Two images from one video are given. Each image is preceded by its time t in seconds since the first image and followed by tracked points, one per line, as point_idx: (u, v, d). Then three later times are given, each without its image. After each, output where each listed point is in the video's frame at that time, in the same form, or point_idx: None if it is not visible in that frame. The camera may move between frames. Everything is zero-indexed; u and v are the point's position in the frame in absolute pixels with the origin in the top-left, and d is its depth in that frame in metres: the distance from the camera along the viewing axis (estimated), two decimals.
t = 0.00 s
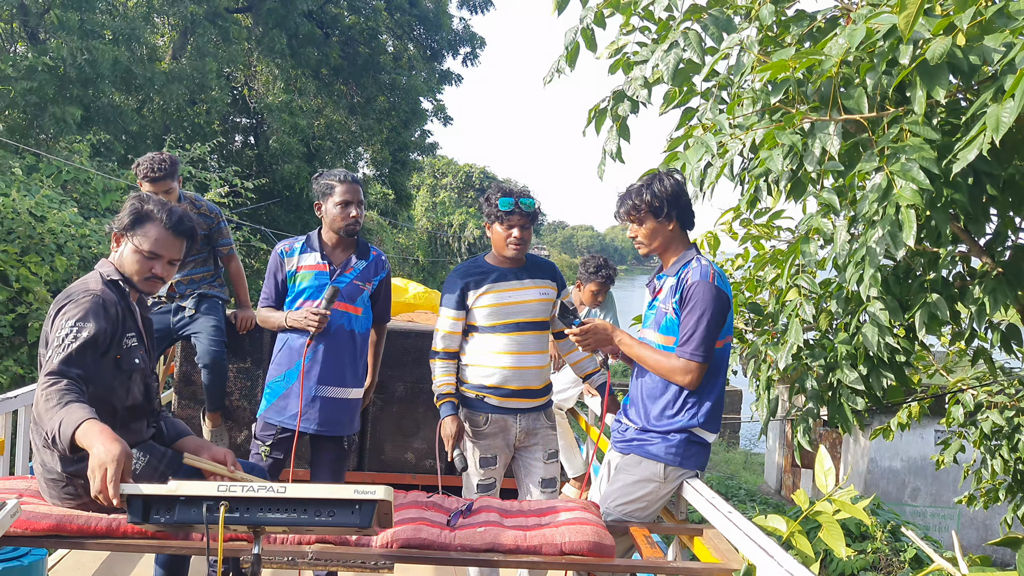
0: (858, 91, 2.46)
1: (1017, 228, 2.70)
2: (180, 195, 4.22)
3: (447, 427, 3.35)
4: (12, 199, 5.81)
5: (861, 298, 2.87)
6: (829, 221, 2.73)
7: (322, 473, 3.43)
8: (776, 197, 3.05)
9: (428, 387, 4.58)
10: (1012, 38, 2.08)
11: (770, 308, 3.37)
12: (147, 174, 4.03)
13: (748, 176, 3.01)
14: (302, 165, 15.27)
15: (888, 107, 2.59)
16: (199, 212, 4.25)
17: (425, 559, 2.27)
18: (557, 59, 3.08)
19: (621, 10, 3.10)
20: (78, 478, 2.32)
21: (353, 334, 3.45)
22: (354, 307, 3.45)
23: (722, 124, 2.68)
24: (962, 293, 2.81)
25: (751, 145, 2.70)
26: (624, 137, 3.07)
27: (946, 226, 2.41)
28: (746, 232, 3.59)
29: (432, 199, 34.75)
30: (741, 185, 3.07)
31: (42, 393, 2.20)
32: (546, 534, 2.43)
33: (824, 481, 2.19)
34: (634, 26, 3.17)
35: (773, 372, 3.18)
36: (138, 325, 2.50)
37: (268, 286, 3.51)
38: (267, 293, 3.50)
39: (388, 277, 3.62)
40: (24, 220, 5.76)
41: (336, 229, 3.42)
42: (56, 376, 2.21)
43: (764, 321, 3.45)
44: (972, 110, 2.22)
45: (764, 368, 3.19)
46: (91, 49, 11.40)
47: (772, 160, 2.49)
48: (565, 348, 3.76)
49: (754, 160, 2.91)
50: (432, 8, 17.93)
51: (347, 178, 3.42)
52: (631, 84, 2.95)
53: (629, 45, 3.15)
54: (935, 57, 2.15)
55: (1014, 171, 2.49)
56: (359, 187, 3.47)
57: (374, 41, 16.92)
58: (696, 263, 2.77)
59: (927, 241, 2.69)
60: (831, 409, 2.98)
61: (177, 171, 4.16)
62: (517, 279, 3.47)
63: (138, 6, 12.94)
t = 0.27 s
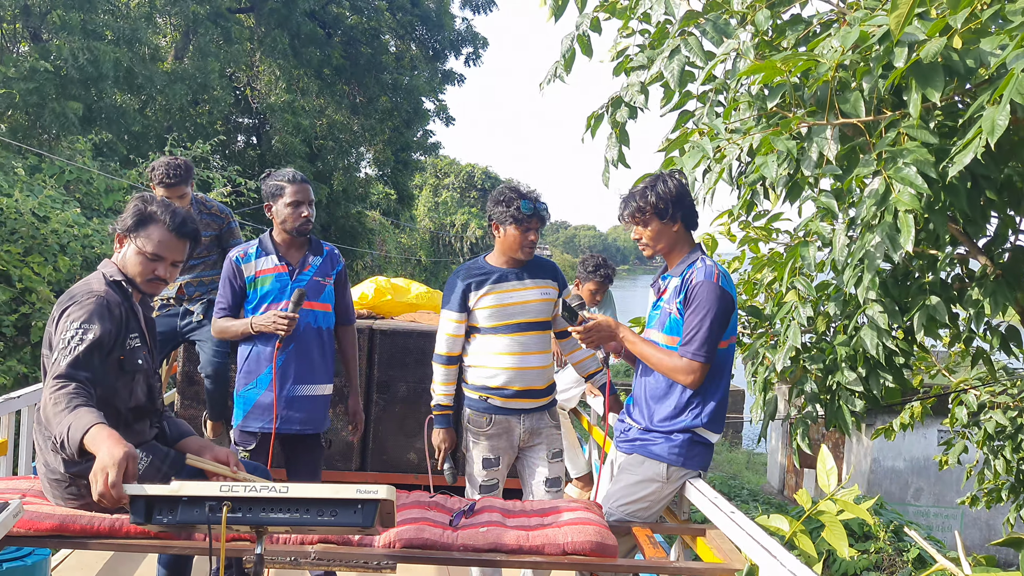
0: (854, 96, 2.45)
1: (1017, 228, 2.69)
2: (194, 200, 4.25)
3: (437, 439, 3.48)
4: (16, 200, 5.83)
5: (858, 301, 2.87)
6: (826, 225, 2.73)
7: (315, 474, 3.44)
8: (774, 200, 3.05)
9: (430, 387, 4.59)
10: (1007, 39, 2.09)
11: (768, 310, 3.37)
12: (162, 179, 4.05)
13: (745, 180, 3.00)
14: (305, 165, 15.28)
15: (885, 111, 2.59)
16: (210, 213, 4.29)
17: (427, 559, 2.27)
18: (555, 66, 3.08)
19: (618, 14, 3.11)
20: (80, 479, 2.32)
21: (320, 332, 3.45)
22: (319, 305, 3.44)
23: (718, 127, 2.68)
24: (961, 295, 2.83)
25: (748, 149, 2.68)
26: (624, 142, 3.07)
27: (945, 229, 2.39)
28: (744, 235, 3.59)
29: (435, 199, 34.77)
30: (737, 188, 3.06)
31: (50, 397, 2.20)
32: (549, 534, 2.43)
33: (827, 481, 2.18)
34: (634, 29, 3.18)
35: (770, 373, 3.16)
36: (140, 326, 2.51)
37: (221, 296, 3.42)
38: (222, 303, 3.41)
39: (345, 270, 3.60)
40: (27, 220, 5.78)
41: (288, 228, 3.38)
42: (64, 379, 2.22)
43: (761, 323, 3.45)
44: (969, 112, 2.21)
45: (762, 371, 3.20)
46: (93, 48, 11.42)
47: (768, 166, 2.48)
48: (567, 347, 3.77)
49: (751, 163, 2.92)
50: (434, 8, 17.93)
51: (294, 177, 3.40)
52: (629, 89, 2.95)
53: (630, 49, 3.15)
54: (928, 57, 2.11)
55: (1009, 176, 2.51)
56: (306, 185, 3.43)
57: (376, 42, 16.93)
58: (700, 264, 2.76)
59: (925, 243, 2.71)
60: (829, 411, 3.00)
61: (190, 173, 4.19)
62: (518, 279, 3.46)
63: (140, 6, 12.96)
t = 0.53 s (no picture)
0: (854, 99, 2.45)
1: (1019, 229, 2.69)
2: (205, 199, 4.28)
3: (445, 440, 3.46)
4: (20, 200, 5.84)
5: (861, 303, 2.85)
6: (828, 227, 2.73)
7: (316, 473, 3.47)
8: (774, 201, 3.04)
9: (433, 387, 4.59)
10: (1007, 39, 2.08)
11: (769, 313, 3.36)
12: (177, 178, 4.05)
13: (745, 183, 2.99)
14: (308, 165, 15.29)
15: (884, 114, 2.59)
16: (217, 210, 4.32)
17: (431, 559, 2.27)
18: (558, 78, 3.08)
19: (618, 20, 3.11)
20: (85, 478, 2.33)
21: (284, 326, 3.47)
22: (277, 301, 3.44)
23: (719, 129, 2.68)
24: (963, 296, 2.83)
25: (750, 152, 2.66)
26: (627, 149, 3.06)
27: (946, 231, 2.38)
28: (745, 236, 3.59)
29: (438, 199, 34.78)
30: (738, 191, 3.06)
31: (57, 397, 2.21)
32: (552, 534, 2.43)
33: (831, 481, 2.18)
34: (635, 31, 3.18)
35: (773, 376, 3.16)
36: (146, 325, 2.51)
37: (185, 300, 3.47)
38: (185, 307, 3.46)
39: (306, 262, 3.58)
40: (31, 221, 5.79)
41: (235, 224, 3.39)
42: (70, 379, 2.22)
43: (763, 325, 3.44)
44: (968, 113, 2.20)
45: (764, 373, 3.20)
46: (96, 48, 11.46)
47: (771, 165, 2.47)
48: (572, 347, 3.77)
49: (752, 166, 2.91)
50: (437, 7, 17.93)
51: (235, 172, 3.40)
52: (630, 95, 2.95)
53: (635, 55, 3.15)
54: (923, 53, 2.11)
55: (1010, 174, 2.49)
56: (251, 180, 3.43)
57: (379, 42, 16.94)
58: (708, 265, 2.76)
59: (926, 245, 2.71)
60: (833, 414, 2.99)
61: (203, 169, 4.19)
62: (524, 280, 3.45)
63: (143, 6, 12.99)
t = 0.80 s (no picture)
0: (858, 98, 2.44)
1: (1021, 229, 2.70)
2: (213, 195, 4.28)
3: (462, 439, 3.37)
4: (25, 201, 5.85)
5: (865, 302, 2.84)
6: (832, 226, 2.73)
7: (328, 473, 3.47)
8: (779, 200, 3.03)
9: (437, 387, 4.60)
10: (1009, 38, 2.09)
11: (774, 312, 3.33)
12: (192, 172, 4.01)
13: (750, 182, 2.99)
14: (310, 165, 15.30)
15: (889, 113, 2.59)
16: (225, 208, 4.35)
17: (436, 559, 2.27)
18: (561, 75, 3.09)
19: (622, 20, 3.11)
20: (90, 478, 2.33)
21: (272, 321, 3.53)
22: (255, 297, 3.50)
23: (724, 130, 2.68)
24: (968, 295, 2.81)
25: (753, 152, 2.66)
26: (631, 147, 3.06)
27: (951, 230, 2.38)
28: (751, 235, 3.58)
29: (441, 199, 34.78)
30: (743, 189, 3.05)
31: (55, 400, 2.22)
32: (557, 534, 2.43)
33: (836, 481, 2.18)
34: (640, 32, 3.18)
35: (777, 374, 3.15)
36: (150, 325, 2.51)
37: (178, 301, 3.63)
38: (178, 307, 3.62)
39: (287, 255, 3.61)
40: (36, 222, 5.80)
41: (209, 222, 3.47)
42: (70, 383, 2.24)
43: (767, 325, 3.43)
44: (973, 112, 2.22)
45: (769, 371, 3.20)
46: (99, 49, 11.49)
47: (774, 166, 2.47)
48: (585, 348, 3.77)
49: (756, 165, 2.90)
50: (440, 8, 17.94)
51: (206, 168, 3.44)
52: (634, 94, 2.95)
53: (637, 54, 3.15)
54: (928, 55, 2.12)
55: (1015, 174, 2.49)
56: (223, 178, 3.47)
57: (382, 42, 16.95)
58: (711, 264, 2.76)
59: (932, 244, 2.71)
60: (838, 412, 2.98)
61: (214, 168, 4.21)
62: (545, 280, 3.46)
63: (147, 7, 13.03)
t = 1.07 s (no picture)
0: (862, 95, 2.44)
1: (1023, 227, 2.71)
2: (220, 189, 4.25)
3: (484, 433, 3.39)
4: (27, 201, 5.85)
5: (868, 299, 2.84)
6: (835, 223, 2.73)
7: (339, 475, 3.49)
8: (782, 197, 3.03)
9: (439, 387, 4.61)
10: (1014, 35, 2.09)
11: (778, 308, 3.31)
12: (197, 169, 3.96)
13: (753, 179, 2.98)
14: (311, 165, 15.32)
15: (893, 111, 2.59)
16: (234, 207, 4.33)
17: (438, 559, 2.27)
18: (561, 65, 3.07)
19: (627, 15, 3.09)
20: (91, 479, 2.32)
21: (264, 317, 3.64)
22: (249, 295, 3.59)
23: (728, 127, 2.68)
24: (973, 293, 2.81)
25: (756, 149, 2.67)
26: (631, 142, 3.04)
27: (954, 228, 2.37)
28: (755, 232, 3.57)
29: (443, 199, 34.77)
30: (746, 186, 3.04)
31: (52, 406, 2.22)
32: (558, 534, 2.43)
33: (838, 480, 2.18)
34: (643, 30, 3.17)
35: (781, 371, 3.16)
36: (152, 326, 2.51)
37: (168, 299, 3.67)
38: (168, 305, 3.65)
39: (279, 255, 3.71)
40: (38, 222, 5.81)
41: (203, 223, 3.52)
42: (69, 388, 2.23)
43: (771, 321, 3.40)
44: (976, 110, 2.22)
45: (772, 368, 3.21)
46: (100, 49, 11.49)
47: (776, 164, 2.47)
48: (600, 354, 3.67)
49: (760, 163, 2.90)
50: (441, 7, 17.93)
51: (201, 172, 3.47)
52: (637, 89, 2.94)
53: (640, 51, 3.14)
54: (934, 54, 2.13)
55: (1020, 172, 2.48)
56: (213, 180, 3.46)
57: (384, 41, 16.93)
58: (710, 263, 2.76)
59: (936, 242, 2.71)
60: (840, 409, 2.98)
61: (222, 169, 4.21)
62: (568, 281, 3.46)
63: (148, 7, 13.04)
